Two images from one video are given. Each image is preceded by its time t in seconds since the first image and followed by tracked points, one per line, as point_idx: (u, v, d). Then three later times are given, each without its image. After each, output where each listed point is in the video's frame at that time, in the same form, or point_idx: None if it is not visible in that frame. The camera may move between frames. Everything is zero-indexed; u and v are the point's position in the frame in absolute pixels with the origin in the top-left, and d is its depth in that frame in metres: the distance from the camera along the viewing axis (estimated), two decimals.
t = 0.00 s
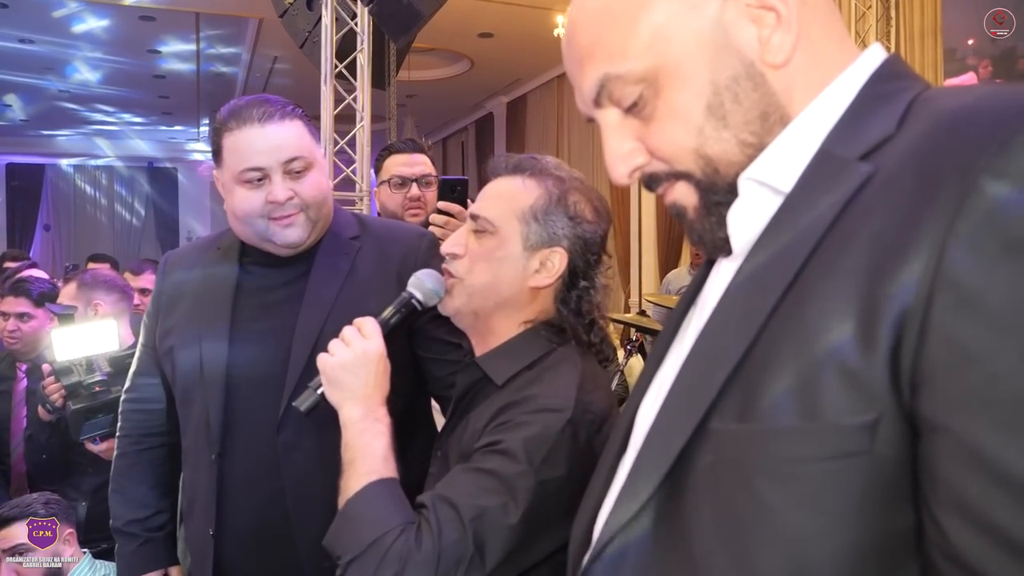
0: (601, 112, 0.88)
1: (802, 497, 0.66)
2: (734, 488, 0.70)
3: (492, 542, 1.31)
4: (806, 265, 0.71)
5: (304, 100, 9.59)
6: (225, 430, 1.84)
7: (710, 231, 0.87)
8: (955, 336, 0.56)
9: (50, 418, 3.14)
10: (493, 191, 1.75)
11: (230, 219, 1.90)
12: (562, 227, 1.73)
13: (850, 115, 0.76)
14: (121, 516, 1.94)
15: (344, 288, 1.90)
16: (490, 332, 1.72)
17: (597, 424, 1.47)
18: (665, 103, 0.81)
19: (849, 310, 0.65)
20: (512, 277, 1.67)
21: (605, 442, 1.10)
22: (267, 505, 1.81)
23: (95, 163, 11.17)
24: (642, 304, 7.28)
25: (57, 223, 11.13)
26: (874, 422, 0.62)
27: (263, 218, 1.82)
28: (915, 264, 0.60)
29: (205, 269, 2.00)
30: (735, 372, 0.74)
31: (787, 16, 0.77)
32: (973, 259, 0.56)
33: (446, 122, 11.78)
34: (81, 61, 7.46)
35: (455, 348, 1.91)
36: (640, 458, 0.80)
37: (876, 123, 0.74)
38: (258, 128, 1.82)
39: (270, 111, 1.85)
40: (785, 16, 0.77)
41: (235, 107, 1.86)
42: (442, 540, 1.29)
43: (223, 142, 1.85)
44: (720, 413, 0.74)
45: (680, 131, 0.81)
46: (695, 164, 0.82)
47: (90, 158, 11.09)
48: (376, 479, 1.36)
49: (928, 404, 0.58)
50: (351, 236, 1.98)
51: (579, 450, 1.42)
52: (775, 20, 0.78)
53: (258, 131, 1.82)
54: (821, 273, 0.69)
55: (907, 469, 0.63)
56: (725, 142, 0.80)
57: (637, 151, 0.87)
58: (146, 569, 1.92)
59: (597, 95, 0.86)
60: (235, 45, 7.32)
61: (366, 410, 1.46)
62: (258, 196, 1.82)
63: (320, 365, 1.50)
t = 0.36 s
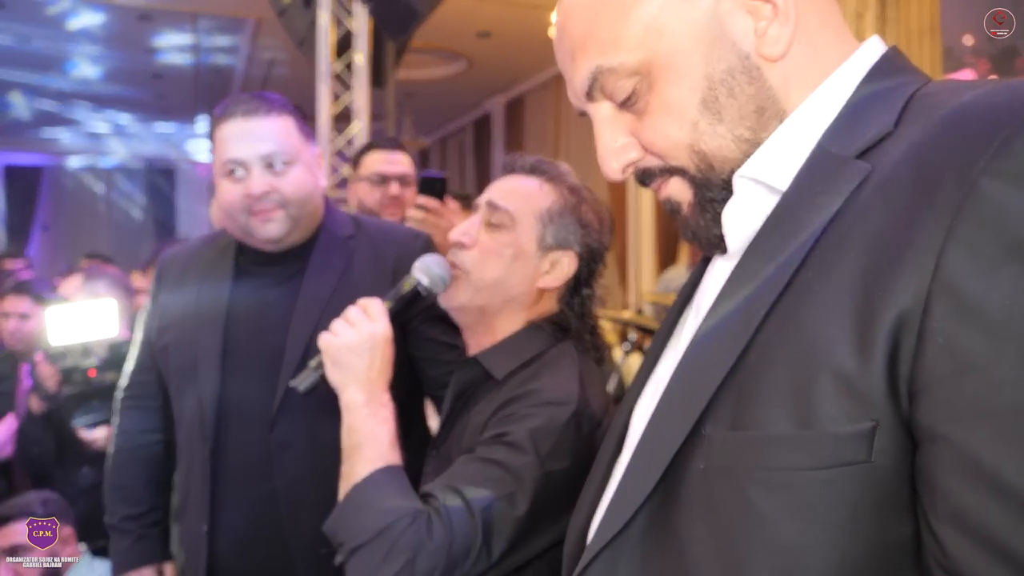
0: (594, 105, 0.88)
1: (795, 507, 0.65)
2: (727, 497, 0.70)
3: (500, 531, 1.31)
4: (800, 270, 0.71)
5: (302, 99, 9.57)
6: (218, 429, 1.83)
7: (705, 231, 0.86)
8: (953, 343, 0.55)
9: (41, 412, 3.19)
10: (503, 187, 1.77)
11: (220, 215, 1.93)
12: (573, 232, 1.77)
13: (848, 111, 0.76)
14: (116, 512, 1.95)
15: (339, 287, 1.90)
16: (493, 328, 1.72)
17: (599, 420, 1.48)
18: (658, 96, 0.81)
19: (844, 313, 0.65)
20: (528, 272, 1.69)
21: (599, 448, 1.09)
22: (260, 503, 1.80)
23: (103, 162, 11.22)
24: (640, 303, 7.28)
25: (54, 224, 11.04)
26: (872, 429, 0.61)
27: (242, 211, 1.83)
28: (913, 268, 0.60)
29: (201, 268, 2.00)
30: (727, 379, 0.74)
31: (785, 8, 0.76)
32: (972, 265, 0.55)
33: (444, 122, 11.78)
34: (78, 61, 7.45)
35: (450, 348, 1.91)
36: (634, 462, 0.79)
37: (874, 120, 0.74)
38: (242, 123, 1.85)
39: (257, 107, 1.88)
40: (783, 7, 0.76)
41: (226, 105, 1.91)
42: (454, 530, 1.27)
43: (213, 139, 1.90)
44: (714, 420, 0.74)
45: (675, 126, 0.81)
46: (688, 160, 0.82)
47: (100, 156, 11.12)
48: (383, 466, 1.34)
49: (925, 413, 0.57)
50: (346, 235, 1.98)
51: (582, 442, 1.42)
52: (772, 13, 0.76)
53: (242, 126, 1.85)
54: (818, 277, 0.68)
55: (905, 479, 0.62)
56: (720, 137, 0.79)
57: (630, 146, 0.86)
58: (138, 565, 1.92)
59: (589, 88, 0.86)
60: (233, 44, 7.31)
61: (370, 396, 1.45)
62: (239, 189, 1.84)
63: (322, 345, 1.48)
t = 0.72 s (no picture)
0: (598, 99, 0.87)
1: (810, 518, 0.64)
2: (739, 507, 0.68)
3: (486, 528, 1.29)
4: (812, 272, 0.70)
5: (302, 98, 9.55)
6: (218, 428, 1.82)
7: (712, 226, 0.86)
8: (976, 349, 0.55)
9: (18, 405, 2.88)
10: (500, 187, 1.79)
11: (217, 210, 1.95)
12: (568, 228, 1.75)
13: (860, 108, 0.75)
14: (120, 510, 1.94)
15: (338, 285, 1.89)
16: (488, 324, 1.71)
17: (594, 420, 1.46)
18: (664, 90, 0.80)
19: (858, 317, 0.64)
20: (519, 270, 1.68)
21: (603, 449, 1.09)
22: (259, 501, 1.79)
23: (109, 161, 11.24)
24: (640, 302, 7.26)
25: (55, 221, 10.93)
26: (891, 437, 0.61)
27: (231, 205, 1.84)
28: (932, 273, 0.59)
29: (205, 267, 1.99)
30: (736, 384, 0.73)
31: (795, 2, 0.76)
32: (994, 271, 0.55)
33: (445, 121, 11.76)
34: (78, 60, 7.43)
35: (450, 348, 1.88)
36: (647, 463, 0.79)
37: (886, 118, 0.72)
38: (233, 116, 1.86)
39: (249, 101, 1.89)
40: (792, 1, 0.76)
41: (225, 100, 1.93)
42: (437, 522, 1.27)
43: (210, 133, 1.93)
44: (724, 427, 0.73)
45: (683, 121, 0.80)
46: (696, 154, 0.81)
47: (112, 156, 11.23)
48: (369, 459, 1.34)
49: (948, 421, 0.57)
50: (346, 234, 1.98)
51: (577, 442, 1.41)
52: (782, 4, 0.77)
53: (232, 119, 1.86)
54: (831, 281, 0.68)
55: (922, 488, 0.62)
56: (729, 132, 0.79)
57: (636, 141, 0.85)
58: (138, 563, 1.91)
59: (593, 82, 0.85)
60: (234, 42, 7.29)
61: (364, 390, 1.43)
62: (228, 184, 1.85)
63: (319, 342, 1.48)
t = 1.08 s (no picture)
0: (604, 99, 0.87)
1: (820, 524, 0.63)
2: (746, 511, 0.68)
3: (507, 527, 1.30)
4: (822, 274, 0.69)
5: (304, 97, 9.55)
6: (217, 426, 1.81)
7: (719, 226, 0.86)
8: (991, 355, 0.55)
9: None
10: (504, 186, 1.77)
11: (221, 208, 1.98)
12: (573, 228, 1.74)
13: (870, 107, 0.74)
14: (120, 506, 1.94)
15: (337, 283, 1.89)
16: (495, 326, 1.71)
17: (605, 420, 1.46)
18: (671, 89, 0.80)
19: (870, 321, 0.63)
20: (530, 270, 1.68)
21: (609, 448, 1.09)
22: (257, 499, 1.78)
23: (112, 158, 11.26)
24: (643, 303, 7.24)
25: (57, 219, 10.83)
26: (902, 442, 0.60)
27: (230, 199, 1.86)
28: (944, 277, 0.59)
29: (208, 265, 1.99)
30: (744, 388, 0.73)
31: None
32: (1008, 275, 0.55)
33: (447, 121, 11.76)
34: (81, 57, 7.42)
35: (449, 347, 1.89)
36: (654, 464, 0.78)
37: (897, 119, 0.72)
38: (236, 113, 1.89)
39: (252, 100, 1.92)
40: None
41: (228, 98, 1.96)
42: (460, 527, 1.26)
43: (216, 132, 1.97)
44: (731, 430, 0.73)
45: (689, 119, 0.80)
46: (702, 154, 0.81)
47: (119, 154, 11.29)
48: (388, 465, 1.32)
49: (960, 427, 0.57)
50: (346, 233, 1.97)
51: (590, 442, 1.41)
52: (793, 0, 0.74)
53: (235, 116, 1.89)
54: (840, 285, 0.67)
55: (933, 494, 0.61)
56: (736, 131, 0.79)
57: (642, 140, 0.85)
58: (138, 559, 1.91)
59: (600, 81, 0.85)
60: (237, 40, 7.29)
61: (377, 396, 1.42)
62: (228, 178, 1.87)
63: (330, 347, 1.46)
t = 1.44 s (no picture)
0: (601, 103, 0.86)
1: (814, 524, 0.63)
2: (740, 512, 0.68)
3: (506, 549, 1.30)
4: (815, 274, 0.69)
5: (306, 97, 9.55)
6: (214, 424, 1.81)
7: (715, 230, 0.85)
8: (985, 354, 0.55)
9: None
10: (462, 201, 1.77)
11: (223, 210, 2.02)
12: (539, 215, 1.73)
13: (868, 107, 0.74)
14: (117, 503, 1.93)
15: (337, 283, 1.89)
16: (498, 336, 1.68)
17: (608, 427, 1.45)
18: (667, 93, 0.80)
19: (864, 320, 0.63)
20: (506, 274, 1.68)
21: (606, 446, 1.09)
22: (254, 498, 1.77)
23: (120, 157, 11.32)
24: (643, 304, 7.24)
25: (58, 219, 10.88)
26: (895, 441, 0.60)
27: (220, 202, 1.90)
28: (938, 276, 0.59)
29: (206, 265, 1.99)
30: (738, 389, 0.73)
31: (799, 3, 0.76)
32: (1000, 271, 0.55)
33: (448, 122, 11.77)
34: (83, 55, 7.42)
35: (452, 347, 1.88)
36: (647, 463, 0.78)
37: (891, 120, 0.72)
38: (223, 117, 1.93)
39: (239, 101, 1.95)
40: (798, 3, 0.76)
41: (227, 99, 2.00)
42: (456, 552, 1.28)
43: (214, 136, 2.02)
44: (725, 430, 0.72)
45: (686, 123, 0.80)
46: (699, 158, 0.80)
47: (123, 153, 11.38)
48: (390, 495, 1.37)
49: (953, 428, 0.57)
50: (346, 233, 1.97)
51: (591, 456, 1.39)
52: (787, 5, 0.76)
53: (222, 119, 1.93)
54: (836, 284, 0.67)
55: (927, 494, 0.61)
56: (732, 135, 0.79)
57: (638, 144, 0.85)
58: (136, 557, 1.88)
59: (595, 84, 0.84)
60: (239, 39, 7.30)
61: (379, 428, 1.46)
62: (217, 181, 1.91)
63: (332, 387, 1.50)
